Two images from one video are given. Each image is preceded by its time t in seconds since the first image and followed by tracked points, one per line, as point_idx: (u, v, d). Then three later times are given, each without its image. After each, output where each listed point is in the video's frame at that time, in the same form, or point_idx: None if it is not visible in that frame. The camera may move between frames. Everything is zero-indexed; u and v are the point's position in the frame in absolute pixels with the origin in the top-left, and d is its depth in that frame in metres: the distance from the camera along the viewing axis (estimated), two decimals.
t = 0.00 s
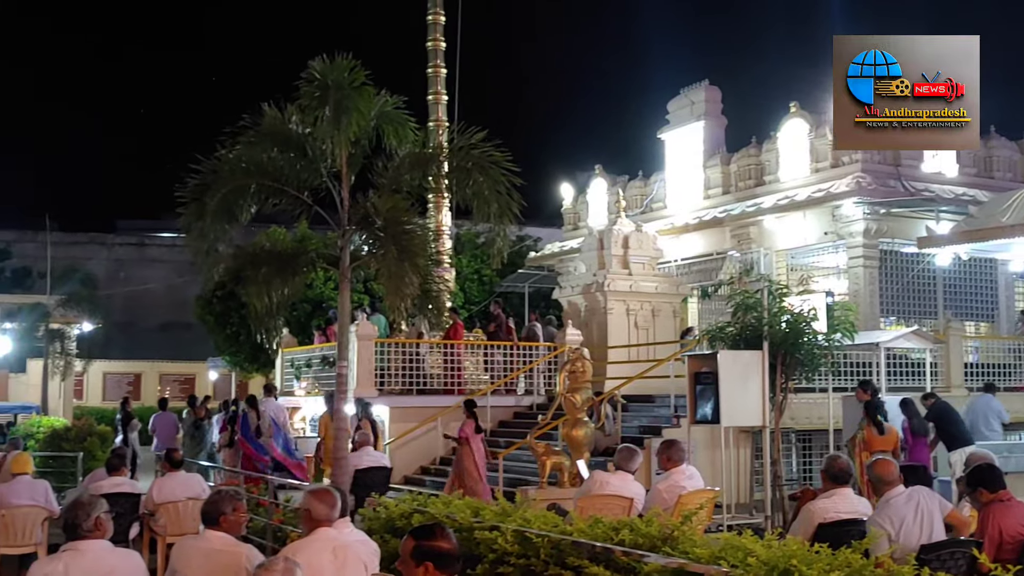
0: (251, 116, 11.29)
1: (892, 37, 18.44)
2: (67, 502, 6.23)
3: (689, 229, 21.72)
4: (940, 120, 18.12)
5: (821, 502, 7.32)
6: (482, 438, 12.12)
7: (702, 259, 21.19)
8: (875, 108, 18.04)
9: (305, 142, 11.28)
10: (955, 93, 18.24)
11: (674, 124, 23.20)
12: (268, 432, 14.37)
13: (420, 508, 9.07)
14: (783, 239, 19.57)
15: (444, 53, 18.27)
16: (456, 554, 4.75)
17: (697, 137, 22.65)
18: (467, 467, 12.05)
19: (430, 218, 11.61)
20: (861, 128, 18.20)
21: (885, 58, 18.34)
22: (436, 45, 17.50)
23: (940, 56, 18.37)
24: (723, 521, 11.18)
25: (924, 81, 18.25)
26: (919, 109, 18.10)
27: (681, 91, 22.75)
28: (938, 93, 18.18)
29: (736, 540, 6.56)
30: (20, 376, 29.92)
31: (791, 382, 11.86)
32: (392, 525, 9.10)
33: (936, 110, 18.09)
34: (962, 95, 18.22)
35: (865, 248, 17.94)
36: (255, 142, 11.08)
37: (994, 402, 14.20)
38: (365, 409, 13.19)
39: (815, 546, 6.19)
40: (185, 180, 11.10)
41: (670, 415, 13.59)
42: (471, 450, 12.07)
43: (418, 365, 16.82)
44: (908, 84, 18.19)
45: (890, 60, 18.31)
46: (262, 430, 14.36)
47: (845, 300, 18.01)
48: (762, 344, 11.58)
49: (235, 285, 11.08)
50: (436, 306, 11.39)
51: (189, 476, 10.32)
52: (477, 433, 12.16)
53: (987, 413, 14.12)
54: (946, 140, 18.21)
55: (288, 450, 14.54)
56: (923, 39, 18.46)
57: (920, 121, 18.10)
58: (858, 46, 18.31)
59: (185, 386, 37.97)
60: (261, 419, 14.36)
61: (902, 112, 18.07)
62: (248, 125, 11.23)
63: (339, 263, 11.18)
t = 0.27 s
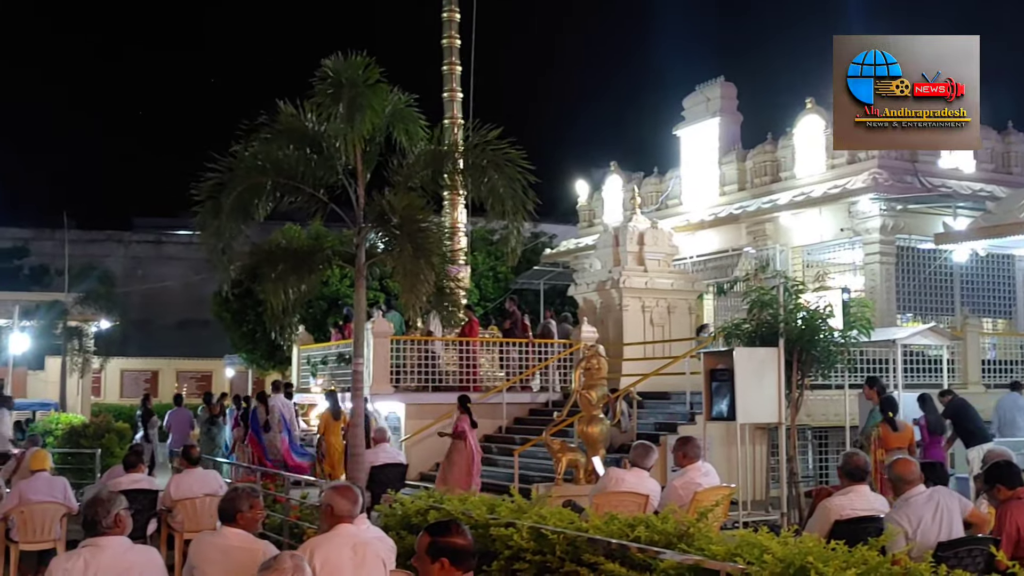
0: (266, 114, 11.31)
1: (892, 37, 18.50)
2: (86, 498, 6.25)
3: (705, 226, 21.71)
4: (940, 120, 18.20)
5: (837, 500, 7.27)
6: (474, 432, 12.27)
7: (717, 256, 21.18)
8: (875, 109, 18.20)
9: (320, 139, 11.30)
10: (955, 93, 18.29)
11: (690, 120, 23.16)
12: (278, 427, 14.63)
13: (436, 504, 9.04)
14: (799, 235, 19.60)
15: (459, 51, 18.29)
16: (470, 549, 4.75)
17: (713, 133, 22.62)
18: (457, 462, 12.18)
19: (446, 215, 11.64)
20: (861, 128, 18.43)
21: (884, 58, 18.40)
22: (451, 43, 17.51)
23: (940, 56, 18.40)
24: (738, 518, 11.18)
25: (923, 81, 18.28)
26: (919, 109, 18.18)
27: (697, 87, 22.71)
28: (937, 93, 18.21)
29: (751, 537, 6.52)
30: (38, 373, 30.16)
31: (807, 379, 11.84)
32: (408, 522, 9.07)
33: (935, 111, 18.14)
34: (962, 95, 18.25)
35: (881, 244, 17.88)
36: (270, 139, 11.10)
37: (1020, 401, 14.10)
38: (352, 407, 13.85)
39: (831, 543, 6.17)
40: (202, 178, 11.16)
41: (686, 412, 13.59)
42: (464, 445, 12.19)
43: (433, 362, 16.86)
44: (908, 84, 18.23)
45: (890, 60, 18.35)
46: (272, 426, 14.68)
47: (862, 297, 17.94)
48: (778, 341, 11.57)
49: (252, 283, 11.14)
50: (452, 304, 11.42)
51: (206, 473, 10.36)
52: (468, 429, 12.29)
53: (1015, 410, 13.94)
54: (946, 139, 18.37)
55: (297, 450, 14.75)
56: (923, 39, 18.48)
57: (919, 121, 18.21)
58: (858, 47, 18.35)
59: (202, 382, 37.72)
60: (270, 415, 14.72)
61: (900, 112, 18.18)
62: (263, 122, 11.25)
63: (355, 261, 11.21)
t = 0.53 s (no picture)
0: (278, 112, 11.28)
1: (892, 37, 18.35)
2: (98, 497, 6.24)
3: (718, 223, 21.67)
4: (940, 120, 18.01)
5: (853, 498, 7.18)
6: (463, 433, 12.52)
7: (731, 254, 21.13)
8: (875, 109, 18.14)
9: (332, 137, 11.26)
10: (955, 93, 18.11)
11: (703, 117, 23.09)
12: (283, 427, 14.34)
13: (449, 503, 8.96)
14: (814, 233, 19.58)
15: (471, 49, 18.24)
16: (483, 548, 4.72)
17: (726, 131, 22.55)
18: (448, 461, 12.45)
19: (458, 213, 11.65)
20: (861, 128, 18.37)
21: (884, 58, 18.31)
22: (463, 40, 17.47)
23: (940, 56, 18.23)
24: (753, 517, 11.14)
25: (923, 81, 18.13)
26: (919, 109, 18.03)
27: (709, 84, 22.64)
28: (938, 93, 18.05)
29: (764, 535, 6.46)
30: (52, 371, 30.36)
31: (821, 377, 11.81)
32: (421, 521, 8.99)
33: (935, 112, 17.97)
34: (962, 95, 18.07)
35: (896, 241, 17.80)
36: (281, 138, 11.07)
37: None
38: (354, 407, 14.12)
39: (846, 542, 6.11)
40: (214, 176, 11.18)
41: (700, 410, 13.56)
42: (455, 444, 12.44)
43: (446, 360, 16.86)
44: (908, 84, 18.11)
45: (890, 60, 18.26)
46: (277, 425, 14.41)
47: (876, 294, 17.86)
48: (792, 340, 11.52)
49: (265, 282, 11.15)
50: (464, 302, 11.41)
51: (219, 471, 10.36)
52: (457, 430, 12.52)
53: None
54: (945, 140, 18.16)
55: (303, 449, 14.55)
56: (923, 39, 18.31)
57: (919, 122, 18.07)
58: (858, 46, 18.27)
59: (214, 381, 37.51)
60: (276, 414, 14.41)
61: (899, 112, 18.07)
62: (275, 120, 11.23)
63: (367, 259, 11.20)
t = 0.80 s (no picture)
0: (289, 110, 11.30)
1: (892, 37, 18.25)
2: (111, 495, 6.26)
3: (730, 221, 21.66)
4: (940, 120, 17.91)
5: (865, 496, 7.13)
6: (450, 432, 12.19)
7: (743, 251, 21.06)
8: (875, 109, 18.05)
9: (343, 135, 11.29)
10: (956, 93, 18.01)
11: (714, 114, 23.07)
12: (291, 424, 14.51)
13: (461, 501, 8.81)
14: (825, 230, 19.56)
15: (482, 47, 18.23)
16: (496, 545, 4.72)
17: (738, 128, 22.52)
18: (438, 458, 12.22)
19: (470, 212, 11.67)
20: (862, 129, 18.30)
21: (884, 58, 18.21)
22: (475, 39, 17.48)
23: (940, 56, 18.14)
24: (765, 515, 11.15)
25: (924, 81, 18.04)
26: (919, 109, 17.94)
27: (721, 82, 22.61)
28: (938, 93, 17.96)
29: (777, 533, 6.44)
30: (65, 369, 30.61)
31: (834, 375, 11.81)
32: (432, 518, 8.84)
33: (936, 111, 17.89)
34: (963, 95, 17.98)
35: (909, 238, 17.77)
36: (292, 135, 11.09)
37: None
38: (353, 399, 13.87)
39: (858, 541, 6.09)
40: (227, 172, 11.21)
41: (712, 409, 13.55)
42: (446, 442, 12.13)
43: (459, 358, 16.90)
44: (908, 84, 18.00)
45: (890, 59, 18.16)
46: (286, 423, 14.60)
47: (889, 291, 17.81)
48: (803, 337, 11.55)
49: (277, 279, 11.18)
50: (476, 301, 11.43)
51: (232, 469, 10.39)
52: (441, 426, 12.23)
53: None
54: (944, 139, 18.07)
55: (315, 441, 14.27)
56: (923, 39, 18.22)
57: (920, 122, 17.95)
58: (858, 46, 18.13)
59: (226, 378, 37.30)
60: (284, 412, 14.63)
61: (900, 112, 17.96)
62: (287, 118, 11.25)
63: (379, 257, 11.22)
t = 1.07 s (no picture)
0: (300, 111, 11.33)
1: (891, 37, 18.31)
2: (123, 495, 6.26)
3: (741, 222, 21.67)
4: (940, 120, 17.92)
5: (877, 498, 7.06)
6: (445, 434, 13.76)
7: (754, 252, 21.05)
8: (875, 108, 18.05)
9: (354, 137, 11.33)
10: (955, 93, 18.10)
11: (725, 116, 23.06)
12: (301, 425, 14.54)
13: (472, 502, 8.72)
14: (836, 232, 19.55)
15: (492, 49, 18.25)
16: (509, 547, 4.71)
17: (748, 129, 22.51)
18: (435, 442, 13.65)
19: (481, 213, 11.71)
20: (861, 127, 18.37)
21: (884, 58, 18.24)
22: (485, 40, 17.49)
23: (941, 56, 18.21)
24: (775, 517, 11.19)
25: (923, 82, 18.12)
26: (919, 109, 17.97)
27: (731, 83, 22.59)
28: (938, 93, 18.00)
29: (790, 535, 6.41)
30: (77, 372, 30.73)
31: (845, 377, 11.82)
32: (444, 520, 8.75)
33: (936, 111, 17.88)
34: (963, 95, 18.08)
35: (921, 240, 17.73)
36: (303, 137, 11.12)
37: None
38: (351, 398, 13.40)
39: (870, 542, 6.07)
40: (239, 173, 11.21)
41: (723, 410, 13.56)
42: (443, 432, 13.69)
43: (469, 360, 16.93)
44: (908, 84, 18.07)
45: (890, 59, 18.20)
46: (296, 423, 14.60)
47: (901, 293, 17.78)
48: (814, 338, 11.61)
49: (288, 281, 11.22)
50: (487, 301, 11.45)
51: (243, 471, 10.42)
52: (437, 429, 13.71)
53: None
54: (945, 139, 18.07)
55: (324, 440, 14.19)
56: (923, 39, 18.32)
57: (920, 122, 18.01)
58: (858, 46, 18.14)
59: (239, 380, 37.31)
60: (292, 412, 14.62)
61: (902, 112, 18.01)
62: (299, 121, 11.29)
63: (390, 258, 11.23)
